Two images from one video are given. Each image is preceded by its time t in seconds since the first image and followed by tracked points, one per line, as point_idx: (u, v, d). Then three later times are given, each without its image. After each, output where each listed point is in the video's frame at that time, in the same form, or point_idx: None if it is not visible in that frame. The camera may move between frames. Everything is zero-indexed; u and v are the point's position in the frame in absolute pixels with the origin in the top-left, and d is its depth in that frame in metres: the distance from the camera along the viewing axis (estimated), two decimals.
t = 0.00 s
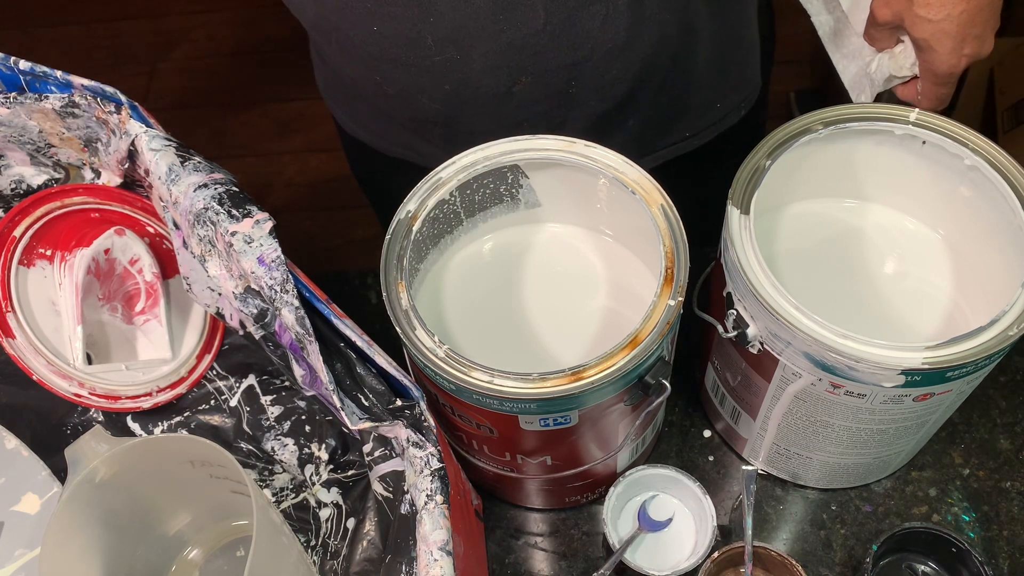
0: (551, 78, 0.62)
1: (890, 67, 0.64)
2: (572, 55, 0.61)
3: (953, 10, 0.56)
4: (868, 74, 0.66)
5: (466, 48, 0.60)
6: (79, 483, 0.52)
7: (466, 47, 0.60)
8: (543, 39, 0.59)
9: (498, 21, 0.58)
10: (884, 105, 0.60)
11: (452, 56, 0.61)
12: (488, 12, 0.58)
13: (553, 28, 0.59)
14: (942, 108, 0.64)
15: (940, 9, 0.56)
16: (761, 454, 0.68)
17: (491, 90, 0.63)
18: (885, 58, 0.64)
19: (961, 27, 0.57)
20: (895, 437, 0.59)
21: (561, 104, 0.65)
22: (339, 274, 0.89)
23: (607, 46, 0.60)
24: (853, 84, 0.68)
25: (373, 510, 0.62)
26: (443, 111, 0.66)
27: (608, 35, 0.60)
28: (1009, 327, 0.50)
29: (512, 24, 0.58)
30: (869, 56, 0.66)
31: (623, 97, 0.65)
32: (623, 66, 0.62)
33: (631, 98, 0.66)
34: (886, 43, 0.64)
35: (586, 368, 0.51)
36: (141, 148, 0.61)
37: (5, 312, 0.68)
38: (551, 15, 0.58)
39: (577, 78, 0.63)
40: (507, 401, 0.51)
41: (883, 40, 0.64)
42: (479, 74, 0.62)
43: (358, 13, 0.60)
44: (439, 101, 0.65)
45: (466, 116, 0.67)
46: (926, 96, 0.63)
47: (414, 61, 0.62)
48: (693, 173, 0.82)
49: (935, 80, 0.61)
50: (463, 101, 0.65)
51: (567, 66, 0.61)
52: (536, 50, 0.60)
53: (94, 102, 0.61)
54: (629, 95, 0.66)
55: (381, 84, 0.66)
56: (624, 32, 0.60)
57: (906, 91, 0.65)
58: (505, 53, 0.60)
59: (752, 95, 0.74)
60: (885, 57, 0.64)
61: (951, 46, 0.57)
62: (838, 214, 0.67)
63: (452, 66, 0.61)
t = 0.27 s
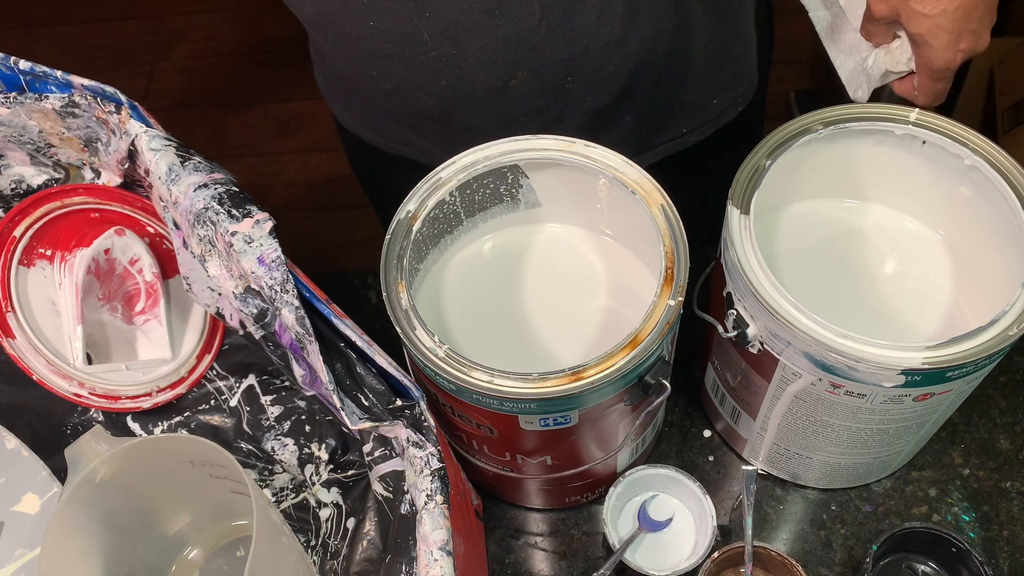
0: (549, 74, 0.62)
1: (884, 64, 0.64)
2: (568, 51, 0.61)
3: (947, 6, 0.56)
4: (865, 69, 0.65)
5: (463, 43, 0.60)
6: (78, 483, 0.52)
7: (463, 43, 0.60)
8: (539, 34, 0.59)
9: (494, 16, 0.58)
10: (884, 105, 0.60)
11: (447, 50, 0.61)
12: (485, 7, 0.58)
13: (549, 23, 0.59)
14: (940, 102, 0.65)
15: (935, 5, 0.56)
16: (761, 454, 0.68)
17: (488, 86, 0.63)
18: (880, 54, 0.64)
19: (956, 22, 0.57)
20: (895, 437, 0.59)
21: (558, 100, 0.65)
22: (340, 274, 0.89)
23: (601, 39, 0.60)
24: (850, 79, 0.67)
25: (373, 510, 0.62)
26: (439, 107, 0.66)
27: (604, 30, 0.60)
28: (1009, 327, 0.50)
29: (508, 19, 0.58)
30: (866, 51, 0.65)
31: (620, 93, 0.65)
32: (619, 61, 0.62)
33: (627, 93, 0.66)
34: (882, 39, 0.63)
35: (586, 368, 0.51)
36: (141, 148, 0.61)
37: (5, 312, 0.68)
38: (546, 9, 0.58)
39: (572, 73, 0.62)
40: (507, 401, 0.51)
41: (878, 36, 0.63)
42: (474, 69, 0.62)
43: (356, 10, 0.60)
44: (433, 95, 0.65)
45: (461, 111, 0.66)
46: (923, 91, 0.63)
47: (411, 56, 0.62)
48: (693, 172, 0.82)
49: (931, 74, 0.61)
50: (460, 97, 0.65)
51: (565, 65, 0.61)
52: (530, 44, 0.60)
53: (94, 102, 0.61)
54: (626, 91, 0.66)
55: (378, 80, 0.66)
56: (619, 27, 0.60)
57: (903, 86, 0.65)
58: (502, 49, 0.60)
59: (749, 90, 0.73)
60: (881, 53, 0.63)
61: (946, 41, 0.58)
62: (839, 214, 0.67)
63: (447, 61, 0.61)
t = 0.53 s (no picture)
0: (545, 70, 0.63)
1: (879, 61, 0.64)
2: (567, 47, 0.61)
3: (944, 5, 0.56)
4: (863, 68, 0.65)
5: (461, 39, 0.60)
6: (78, 483, 0.52)
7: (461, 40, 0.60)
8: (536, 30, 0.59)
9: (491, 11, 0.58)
10: (884, 105, 0.60)
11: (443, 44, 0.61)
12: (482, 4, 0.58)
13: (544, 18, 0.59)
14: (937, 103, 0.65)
15: (932, 3, 0.56)
16: (761, 454, 0.68)
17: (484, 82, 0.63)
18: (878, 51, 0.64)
19: (952, 21, 0.57)
20: (895, 437, 0.59)
21: (556, 96, 0.65)
22: (339, 274, 0.89)
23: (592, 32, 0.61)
24: (847, 78, 0.68)
25: (373, 510, 0.62)
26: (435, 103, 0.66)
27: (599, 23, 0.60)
28: (1009, 327, 0.50)
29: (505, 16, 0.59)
30: (863, 50, 0.65)
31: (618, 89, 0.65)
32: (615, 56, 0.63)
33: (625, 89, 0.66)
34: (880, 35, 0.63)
35: (586, 368, 0.51)
36: (141, 148, 0.61)
37: (5, 312, 0.68)
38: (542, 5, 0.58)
39: (569, 70, 0.62)
40: (507, 401, 0.51)
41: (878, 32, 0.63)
42: (471, 66, 0.62)
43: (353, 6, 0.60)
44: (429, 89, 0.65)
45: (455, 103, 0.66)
46: (919, 90, 0.63)
47: (408, 53, 0.62)
48: (692, 172, 0.82)
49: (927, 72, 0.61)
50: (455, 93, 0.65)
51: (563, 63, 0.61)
52: (527, 40, 0.60)
53: (94, 102, 0.61)
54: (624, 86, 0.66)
55: (376, 76, 0.65)
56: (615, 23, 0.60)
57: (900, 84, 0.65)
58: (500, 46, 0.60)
59: (745, 88, 0.72)
60: (879, 51, 0.63)
61: (942, 39, 0.57)
62: (839, 214, 0.67)
63: (444, 56, 0.61)
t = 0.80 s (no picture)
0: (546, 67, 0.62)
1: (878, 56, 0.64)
2: (567, 45, 0.61)
3: None
4: (862, 64, 0.65)
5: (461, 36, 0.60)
6: (78, 483, 0.52)
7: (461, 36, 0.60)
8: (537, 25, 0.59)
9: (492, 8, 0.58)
10: (884, 105, 0.60)
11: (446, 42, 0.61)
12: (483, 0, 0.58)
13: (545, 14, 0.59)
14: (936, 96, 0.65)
15: None
16: (761, 454, 0.68)
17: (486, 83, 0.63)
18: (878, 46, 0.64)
19: (951, 16, 0.57)
20: (895, 437, 0.59)
21: (556, 94, 0.65)
22: (340, 274, 0.89)
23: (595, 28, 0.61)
24: (845, 74, 0.67)
25: (373, 510, 0.62)
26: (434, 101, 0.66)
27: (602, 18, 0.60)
28: (1008, 327, 0.51)
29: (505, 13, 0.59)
30: (862, 45, 0.65)
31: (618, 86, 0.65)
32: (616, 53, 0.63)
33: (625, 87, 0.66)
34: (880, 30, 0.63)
35: (586, 368, 0.51)
36: (141, 148, 0.61)
37: (5, 312, 0.68)
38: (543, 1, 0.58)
39: (572, 64, 0.63)
40: (507, 401, 0.51)
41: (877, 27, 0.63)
42: (471, 66, 0.62)
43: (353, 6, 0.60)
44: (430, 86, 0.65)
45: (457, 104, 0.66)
46: (919, 84, 0.63)
47: (410, 49, 0.62)
48: (692, 172, 0.82)
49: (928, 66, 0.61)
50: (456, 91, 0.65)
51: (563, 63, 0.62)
52: (528, 37, 0.60)
53: (94, 102, 0.61)
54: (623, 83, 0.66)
55: (376, 76, 0.66)
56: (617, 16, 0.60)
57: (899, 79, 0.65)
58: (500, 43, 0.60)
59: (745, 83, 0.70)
60: (878, 46, 0.64)
61: (942, 33, 0.58)
62: (839, 214, 0.67)
63: (445, 50, 0.61)
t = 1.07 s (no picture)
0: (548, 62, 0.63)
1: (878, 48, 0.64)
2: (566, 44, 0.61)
3: None
4: (861, 56, 0.65)
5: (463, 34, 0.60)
6: (78, 483, 0.52)
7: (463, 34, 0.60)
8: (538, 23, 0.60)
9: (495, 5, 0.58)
10: (884, 105, 0.60)
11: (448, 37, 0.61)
12: None
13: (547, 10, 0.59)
14: (936, 88, 0.64)
15: None
16: (761, 454, 0.68)
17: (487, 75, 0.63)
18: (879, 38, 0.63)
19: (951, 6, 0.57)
20: (895, 438, 0.59)
21: (558, 92, 0.65)
22: (339, 274, 0.89)
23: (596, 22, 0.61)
24: (844, 68, 0.66)
25: (373, 510, 0.62)
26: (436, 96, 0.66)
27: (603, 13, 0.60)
28: (1008, 327, 0.50)
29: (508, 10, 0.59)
30: (861, 38, 0.65)
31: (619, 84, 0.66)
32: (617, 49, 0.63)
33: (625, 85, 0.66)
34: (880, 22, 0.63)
35: (586, 368, 0.51)
36: (141, 148, 0.61)
37: (5, 312, 0.68)
38: None
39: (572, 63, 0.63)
40: (506, 401, 0.51)
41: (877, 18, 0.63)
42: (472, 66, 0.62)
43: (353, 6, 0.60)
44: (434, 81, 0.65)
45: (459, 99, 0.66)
46: (918, 76, 0.63)
47: (412, 45, 0.62)
48: (692, 172, 0.82)
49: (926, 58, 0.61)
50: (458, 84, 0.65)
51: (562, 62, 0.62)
52: (529, 36, 0.60)
53: (94, 102, 0.61)
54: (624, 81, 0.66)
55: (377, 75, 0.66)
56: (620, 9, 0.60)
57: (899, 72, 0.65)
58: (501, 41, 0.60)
59: (746, 75, 0.70)
60: (877, 38, 0.64)
61: (941, 24, 0.58)
62: (839, 214, 0.67)
63: (448, 46, 0.61)
